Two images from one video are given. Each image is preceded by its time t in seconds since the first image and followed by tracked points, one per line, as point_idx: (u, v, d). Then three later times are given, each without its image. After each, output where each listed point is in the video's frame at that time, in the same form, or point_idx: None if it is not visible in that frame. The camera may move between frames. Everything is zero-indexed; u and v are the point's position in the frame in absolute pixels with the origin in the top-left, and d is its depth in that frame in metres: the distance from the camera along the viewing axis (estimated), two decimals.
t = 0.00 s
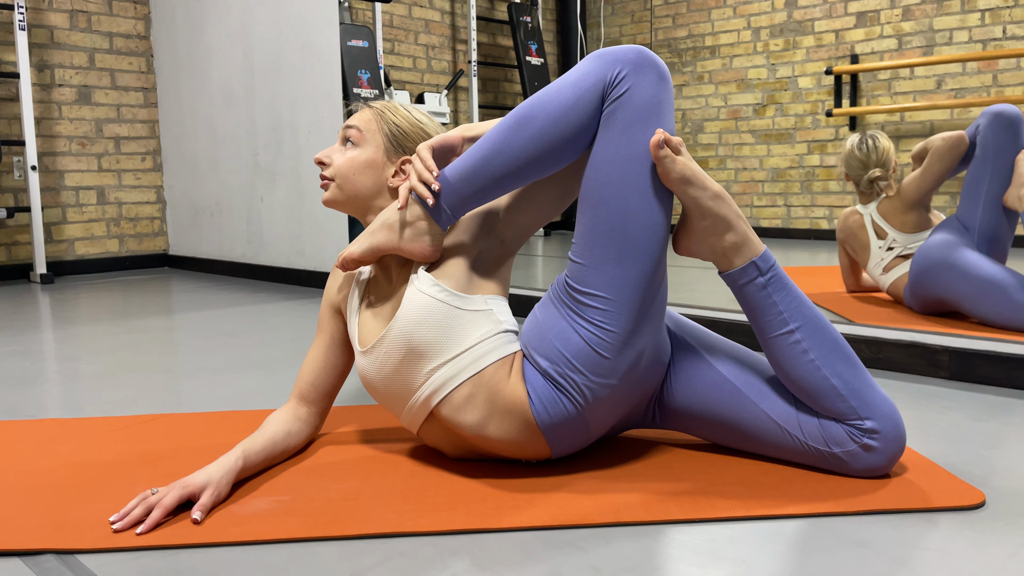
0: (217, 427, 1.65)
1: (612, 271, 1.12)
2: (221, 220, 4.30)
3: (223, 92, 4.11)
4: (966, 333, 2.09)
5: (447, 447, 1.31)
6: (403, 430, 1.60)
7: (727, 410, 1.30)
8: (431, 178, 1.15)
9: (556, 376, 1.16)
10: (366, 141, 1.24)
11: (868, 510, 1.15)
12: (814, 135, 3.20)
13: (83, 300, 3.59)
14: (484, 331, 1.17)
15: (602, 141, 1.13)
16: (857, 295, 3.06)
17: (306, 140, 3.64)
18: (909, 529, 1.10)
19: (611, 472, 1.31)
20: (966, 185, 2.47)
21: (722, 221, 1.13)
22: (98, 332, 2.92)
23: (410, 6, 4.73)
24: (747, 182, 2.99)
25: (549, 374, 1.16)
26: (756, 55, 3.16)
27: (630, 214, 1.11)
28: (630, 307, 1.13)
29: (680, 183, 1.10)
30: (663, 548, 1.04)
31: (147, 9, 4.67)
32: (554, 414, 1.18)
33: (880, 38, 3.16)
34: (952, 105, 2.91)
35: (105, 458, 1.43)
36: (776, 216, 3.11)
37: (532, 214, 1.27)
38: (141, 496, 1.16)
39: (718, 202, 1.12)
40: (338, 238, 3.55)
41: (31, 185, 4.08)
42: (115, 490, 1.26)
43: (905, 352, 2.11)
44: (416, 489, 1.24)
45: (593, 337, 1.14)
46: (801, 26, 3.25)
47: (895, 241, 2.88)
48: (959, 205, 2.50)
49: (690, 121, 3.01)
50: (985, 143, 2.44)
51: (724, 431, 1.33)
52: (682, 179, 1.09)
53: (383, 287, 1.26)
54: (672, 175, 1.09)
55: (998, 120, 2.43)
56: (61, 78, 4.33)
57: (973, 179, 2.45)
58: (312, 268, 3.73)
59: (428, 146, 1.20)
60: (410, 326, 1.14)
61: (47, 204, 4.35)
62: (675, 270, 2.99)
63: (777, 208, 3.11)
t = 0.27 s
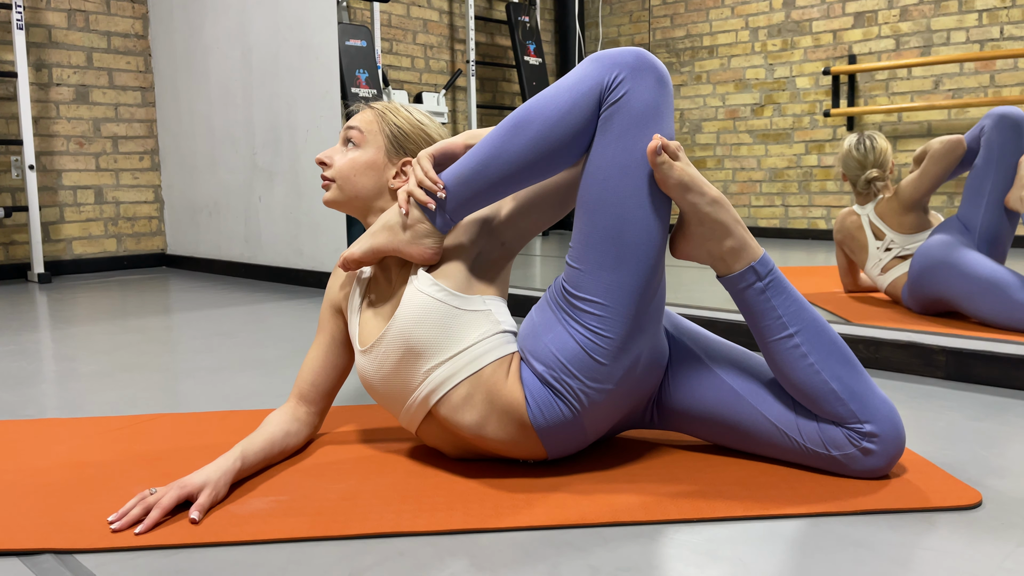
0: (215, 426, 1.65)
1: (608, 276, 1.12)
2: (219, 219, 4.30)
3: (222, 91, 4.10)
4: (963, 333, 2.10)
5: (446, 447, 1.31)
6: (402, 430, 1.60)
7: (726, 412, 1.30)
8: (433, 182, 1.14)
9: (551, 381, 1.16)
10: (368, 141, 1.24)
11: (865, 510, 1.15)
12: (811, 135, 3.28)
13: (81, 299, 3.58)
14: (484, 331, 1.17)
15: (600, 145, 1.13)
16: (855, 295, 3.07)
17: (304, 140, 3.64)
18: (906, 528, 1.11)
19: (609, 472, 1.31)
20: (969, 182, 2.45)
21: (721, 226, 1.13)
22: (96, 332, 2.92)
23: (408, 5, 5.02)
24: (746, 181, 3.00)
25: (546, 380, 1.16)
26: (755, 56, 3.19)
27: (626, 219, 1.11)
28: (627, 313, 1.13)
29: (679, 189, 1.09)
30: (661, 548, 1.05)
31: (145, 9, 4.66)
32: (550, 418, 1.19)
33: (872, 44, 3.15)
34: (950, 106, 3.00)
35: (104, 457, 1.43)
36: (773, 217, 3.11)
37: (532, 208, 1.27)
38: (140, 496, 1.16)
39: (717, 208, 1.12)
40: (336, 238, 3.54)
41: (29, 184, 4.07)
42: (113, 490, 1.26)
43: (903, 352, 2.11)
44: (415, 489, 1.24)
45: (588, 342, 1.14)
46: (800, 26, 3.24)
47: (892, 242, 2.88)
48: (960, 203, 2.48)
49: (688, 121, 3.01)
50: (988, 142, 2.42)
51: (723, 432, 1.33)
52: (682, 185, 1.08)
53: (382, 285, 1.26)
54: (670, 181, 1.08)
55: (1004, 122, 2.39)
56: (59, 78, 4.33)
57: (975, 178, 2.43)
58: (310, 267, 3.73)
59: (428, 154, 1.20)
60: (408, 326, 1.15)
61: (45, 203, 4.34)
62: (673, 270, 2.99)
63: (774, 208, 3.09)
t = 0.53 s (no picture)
0: (212, 425, 1.65)
1: (614, 275, 1.13)
2: (217, 219, 4.30)
3: (219, 91, 4.10)
4: (958, 334, 2.11)
5: (444, 445, 1.32)
6: (399, 429, 1.61)
7: (722, 410, 1.31)
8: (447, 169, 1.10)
9: (555, 379, 1.17)
10: (371, 137, 1.25)
11: (860, 509, 1.16)
12: (807, 136, 3.36)
13: (77, 299, 3.58)
14: (482, 328, 1.17)
15: (609, 144, 1.13)
16: (852, 295, 3.08)
17: (302, 140, 3.64)
18: (900, 527, 1.11)
19: (605, 472, 1.32)
20: (965, 187, 2.46)
21: (728, 219, 1.13)
22: (92, 332, 2.92)
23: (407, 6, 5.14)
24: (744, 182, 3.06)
25: (549, 377, 1.17)
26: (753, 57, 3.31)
27: (633, 219, 1.11)
28: (632, 311, 1.13)
29: (688, 180, 1.09)
30: (656, 547, 1.05)
31: (142, 8, 4.66)
32: (552, 415, 1.19)
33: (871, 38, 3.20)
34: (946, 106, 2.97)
35: (101, 457, 1.43)
36: (770, 219, 3.15)
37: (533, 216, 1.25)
38: (137, 495, 1.16)
39: (725, 200, 1.13)
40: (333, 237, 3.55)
41: (26, 184, 4.07)
42: (111, 489, 1.26)
43: (898, 352, 2.12)
44: (411, 488, 1.24)
45: (593, 341, 1.15)
46: (796, 28, 3.25)
47: (890, 242, 2.86)
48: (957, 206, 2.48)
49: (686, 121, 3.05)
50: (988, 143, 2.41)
51: (721, 430, 1.34)
52: (692, 176, 1.09)
53: (372, 280, 1.25)
54: (681, 172, 1.09)
55: (1002, 123, 2.40)
56: (56, 77, 4.32)
57: (973, 179, 2.44)
58: (307, 267, 3.73)
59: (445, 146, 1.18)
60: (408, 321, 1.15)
61: (42, 203, 4.34)
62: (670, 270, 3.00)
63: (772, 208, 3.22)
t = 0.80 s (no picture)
0: (207, 425, 1.65)
1: (614, 280, 1.13)
2: (213, 219, 4.29)
3: (216, 90, 4.10)
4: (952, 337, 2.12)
5: (439, 446, 1.32)
6: (395, 430, 1.61)
7: (718, 411, 1.31)
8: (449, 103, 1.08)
9: (551, 383, 1.18)
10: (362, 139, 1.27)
11: (853, 511, 1.16)
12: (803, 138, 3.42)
13: (73, 298, 3.57)
14: (475, 329, 1.17)
15: (617, 146, 1.13)
16: (847, 298, 3.09)
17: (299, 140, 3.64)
18: (893, 529, 1.12)
19: (601, 474, 1.32)
20: (966, 192, 2.43)
21: (731, 221, 1.14)
22: (87, 331, 2.91)
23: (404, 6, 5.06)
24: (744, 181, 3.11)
25: (546, 381, 1.18)
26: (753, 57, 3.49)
27: (635, 224, 1.12)
28: (630, 315, 1.14)
29: (699, 178, 1.10)
30: (650, 549, 1.06)
31: (139, 8, 4.64)
32: (547, 419, 1.20)
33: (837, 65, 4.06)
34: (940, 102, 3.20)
35: (95, 456, 1.43)
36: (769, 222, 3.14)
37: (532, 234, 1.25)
38: (133, 494, 1.16)
39: (729, 203, 1.14)
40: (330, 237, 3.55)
41: (22, 183, 4.06)
42: (106, 488, 1.26)
43: (892, 354, 2.12)
44: (407, 489, 1.25)
45: (591, 345, 1.15)
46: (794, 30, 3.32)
47: (886, 243, 2.84)
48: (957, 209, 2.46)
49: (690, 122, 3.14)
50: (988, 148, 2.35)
51: (717, 432, 1.35)
52: (700, 175, 1.10)
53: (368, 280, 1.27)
54: (690, 171, 1.09)
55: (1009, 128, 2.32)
56: (53, 76, 4.32)
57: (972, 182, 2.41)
58: (303, 267, 3.73)
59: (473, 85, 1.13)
60: (401, 323, 1.16)
61: (38, 202, 4.33)
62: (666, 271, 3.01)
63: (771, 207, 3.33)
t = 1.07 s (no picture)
0: (205, 428, 1.66)
1: (611, 293, 1.14)
2: (210, 220, 4.29)
3: (213, 92, 4.10)
4: (944, 344, 2.13)
5: (436, 452, 1.33)
6: (393, 435, 1.62)
7: (714, 418, 1.33)
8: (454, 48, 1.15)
9: (546, 396, 1.19)
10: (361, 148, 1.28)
11: (846, 517, 1.18)
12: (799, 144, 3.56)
13: (69, 299, 3.57)
14: (472, 341, 1.19)
15: (614, 160, 1.15)
16: (841, 303, 3.11)
17: (296, 142, 3.65)
18: (884, 535, 1.13)
19: (596, 480, 1.33)
20: (963, 200, 2.46)
21: (730, 232, 1.15)
22: (84, 332, 2.91)
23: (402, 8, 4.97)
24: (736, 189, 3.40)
25: (540, 394, 1.19)
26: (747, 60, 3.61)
27: (631, 238, 1.13)
28: (626, 329, 1.15)
29: (698, 191, 1.11)
30: (644, 554, 1.07)
31: (137, 8, 4.64)
32: (542, 431, 1.21)
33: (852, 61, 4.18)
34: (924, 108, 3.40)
35: (94, 459, 1.43)
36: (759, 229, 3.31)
37: (525, 232, 1.30)
38: (132, 497, 1.17)
39: (729, 215, 1.15)
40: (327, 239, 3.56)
41: (19, 183, 4.05)
42: (105, 491, 1.27)
43: (885, 361, 2.14)
44: (404, 494, 1.26)
45: (586, 358, 1.16)
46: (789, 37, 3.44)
47: (882, 248, 2.84)
48: (953, 217, 2.49)
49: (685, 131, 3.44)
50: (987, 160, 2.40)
51: (713, 440, 1.36)
52: (699, 188, 1.11)
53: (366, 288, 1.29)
54: (690, 183, 1.11)
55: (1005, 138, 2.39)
56: (50, 77, 4.31)
57: (971, 193, 2.45)
58: (300, 269, 3.73)
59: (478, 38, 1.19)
60: (397, 334, 1.17)
61: (34, 202, 4.33)
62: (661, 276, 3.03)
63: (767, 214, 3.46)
